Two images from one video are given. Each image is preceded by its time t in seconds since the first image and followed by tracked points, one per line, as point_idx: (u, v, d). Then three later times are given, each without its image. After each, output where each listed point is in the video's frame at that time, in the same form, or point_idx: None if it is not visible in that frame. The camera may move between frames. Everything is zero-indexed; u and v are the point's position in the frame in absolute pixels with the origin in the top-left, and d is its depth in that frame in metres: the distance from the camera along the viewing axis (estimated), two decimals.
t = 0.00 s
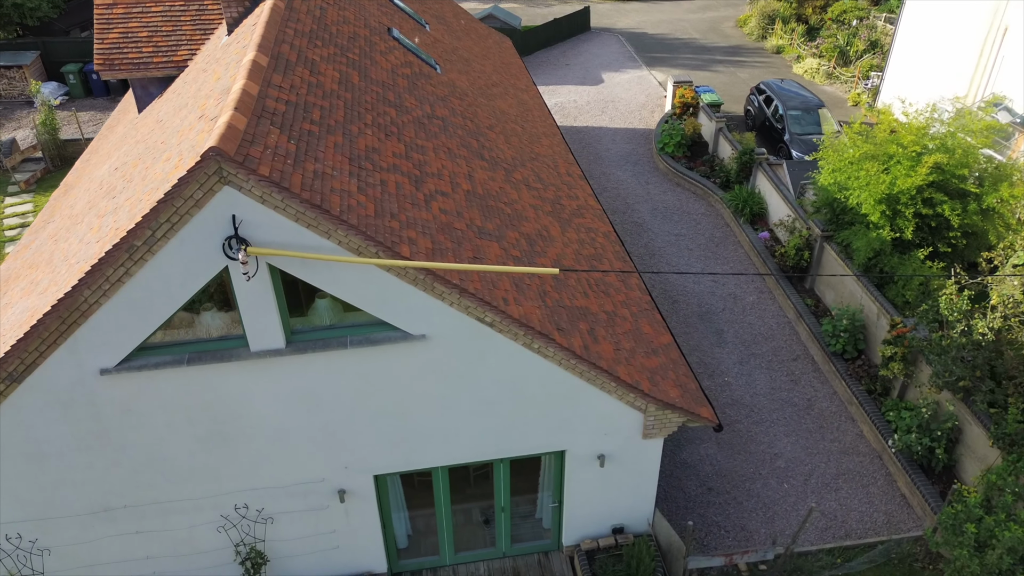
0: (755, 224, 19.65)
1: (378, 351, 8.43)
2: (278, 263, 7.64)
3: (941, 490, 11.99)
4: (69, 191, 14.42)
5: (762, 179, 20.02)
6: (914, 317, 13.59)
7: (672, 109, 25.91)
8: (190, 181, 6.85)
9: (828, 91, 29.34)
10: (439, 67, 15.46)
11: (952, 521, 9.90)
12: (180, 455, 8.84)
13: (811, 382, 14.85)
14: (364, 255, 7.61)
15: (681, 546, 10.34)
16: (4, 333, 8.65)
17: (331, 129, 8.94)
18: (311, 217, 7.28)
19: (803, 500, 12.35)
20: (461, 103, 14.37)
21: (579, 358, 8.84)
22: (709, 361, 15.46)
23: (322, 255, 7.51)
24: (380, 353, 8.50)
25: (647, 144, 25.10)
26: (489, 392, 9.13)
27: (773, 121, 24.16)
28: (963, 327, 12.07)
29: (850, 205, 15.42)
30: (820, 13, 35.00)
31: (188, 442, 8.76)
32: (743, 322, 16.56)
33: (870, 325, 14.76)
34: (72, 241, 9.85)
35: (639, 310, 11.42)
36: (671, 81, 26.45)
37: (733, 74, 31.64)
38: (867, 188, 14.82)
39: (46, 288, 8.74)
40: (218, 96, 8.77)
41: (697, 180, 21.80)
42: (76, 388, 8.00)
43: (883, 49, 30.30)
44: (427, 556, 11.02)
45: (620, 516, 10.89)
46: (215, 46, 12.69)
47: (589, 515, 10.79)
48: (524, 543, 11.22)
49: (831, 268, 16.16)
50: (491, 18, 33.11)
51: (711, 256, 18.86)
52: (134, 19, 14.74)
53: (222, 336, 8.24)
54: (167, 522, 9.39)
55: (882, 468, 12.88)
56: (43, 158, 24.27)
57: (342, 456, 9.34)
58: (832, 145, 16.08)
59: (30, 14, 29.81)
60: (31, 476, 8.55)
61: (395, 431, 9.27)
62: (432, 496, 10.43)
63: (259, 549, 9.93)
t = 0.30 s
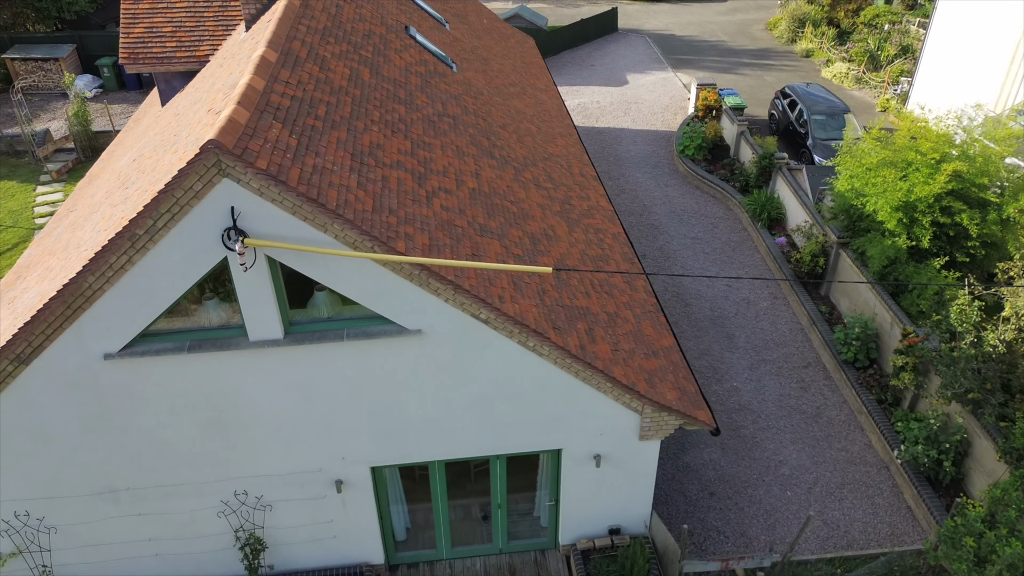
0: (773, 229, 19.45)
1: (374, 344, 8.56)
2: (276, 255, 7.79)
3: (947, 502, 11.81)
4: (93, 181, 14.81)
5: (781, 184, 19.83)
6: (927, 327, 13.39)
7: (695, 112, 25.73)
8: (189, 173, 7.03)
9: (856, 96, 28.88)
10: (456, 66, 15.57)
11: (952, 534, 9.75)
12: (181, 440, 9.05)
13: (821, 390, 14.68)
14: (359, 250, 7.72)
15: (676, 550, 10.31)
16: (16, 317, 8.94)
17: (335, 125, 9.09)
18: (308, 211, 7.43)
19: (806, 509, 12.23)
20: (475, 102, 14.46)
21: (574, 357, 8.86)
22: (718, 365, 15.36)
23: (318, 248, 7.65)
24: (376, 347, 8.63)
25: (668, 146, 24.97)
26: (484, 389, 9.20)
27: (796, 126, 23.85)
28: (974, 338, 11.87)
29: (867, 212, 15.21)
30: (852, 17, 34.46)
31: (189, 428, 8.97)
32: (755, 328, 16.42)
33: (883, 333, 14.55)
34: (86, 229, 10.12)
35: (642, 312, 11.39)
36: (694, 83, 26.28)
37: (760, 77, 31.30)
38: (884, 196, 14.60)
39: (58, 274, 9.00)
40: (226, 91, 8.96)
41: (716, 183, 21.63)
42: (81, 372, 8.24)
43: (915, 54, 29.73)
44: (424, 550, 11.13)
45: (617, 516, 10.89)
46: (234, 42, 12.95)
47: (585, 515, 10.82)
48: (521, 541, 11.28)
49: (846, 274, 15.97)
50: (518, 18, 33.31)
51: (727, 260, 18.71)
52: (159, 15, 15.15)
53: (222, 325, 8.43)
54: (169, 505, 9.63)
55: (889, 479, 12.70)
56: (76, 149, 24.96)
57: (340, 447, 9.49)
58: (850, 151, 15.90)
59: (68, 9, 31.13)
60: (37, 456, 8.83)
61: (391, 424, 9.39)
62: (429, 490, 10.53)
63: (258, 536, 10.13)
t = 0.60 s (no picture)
0: (803, 236, 19.16)
1: (383, 336, 8.72)
2: (289, 245, 8.00)
3: (965, 520, 11.53)
4: (130, 169, 15.31)
5: (814, 191, 19.52)
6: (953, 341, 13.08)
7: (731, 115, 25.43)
8: (206, 162, 7.25)
9: (899, 104, 28.21)
10: (484, 65, 15.69)
11: (963, 553, 9.50)
12: (196, 422, 9.33)
13: (842, 402, 14.43)
14: (369, 242, 7.88)
15: (680, 554, 10.28)
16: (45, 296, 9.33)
17: (354, 119, 9.29)
18: (319, 202, 7.60)
19: (818, 521, 12.06)
20: (502, 100, 14.56)
21: (580, 356, 8.88)
22: (738, 372, 15.21)
23: (329, 240, 7.83)
24: (384, 338, 8.78)
25: (702, 149, 24.74)
26: (491, 384, 9.30)
27: (834, 132, 23.41)
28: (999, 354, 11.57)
29: (898, 222, 14.87)
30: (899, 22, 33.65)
31: (203, 410, 9.24)
32: (778, 335, 16.20)
33: (909, 346, 14.24)
34: (116, 214, 10.48)
35: (656, 315, 11.34)
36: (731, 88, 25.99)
37: (801, 83, 30.79)
38: (915, 205, 14.26)
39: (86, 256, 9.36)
40: (251, 84, 9.22)
41: (748, 188, 21.37)
42: (101, 352, 8.56)
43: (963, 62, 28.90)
44: (430, 541, 11.27)
45: (623, 518, 10.89)
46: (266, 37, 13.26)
47: (591, 515, 10.84)
48: (527, 537, 11.35)
49: (875, 285, 15.68)
50: (556, 18, 33.36)
51: (754, 266, 18.48)
52: (198, 9, 15.61)
53: (238, 312, 8.68)
54: (184, 484, 9.93)
55: (907, 495, 12.44)
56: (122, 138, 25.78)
57: (349, 435, 9.68)
58: (883, 159, 15.58)
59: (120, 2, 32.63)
60: (61, 431, 9.20)
61: (399, 416, 9.56)
62: (436, 482, 10.65)
63: (268, 519, 10.38)
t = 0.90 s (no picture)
0: (841, 246, 18.78)
1: (399, 327, 8.89)
2: (310, 234, 8.22)
3: (990, 543, 11.18)
4: (174, 157, 15.85)
5: (854, 200, 19.13)
6: (990, 359, 12.71)
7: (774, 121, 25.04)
8: (231, 151, 7.50)
9: (952, 114, 27.37)
10: (520, 64, 15.78)
11: None
12: (219, 402, 9.65)
13: (871, 416, 14.12)
14: (386, 235, 8.05)
15: (690, 560, 10.21)
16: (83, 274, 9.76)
17: (381, 114, 9.49)
18: (339, 194, 7.80)
19: (837, 535, 11.84)
20: (535, 100, 14.64)
21: (593, 357, 8.90)
22: (765, 381, 15.01)
23: (348, 231, 8.02)
24: (400, 329, 8.95)
25: (743, 155, 24.41)
26: (505, 379, 9.39)
27: (880, 141, 22.85)
28: None
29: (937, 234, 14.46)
30: (957, 30, 32.61)
31: (226, 391, 9.55)
32: (809, 346, 15.92)
33: (943, 362, 13.86)
34: (154, 199, 10.88)
35: (678, 319, 11.27)
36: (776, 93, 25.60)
37: (850, 89, 30.11)
38: (955, 218, 13.85)
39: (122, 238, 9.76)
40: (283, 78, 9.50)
41: (787, 195, 21.03)
42: (131, 331, 8.91)
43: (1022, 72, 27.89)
44: (443, 532, 11.42)
45: (634, 520, 10.87)
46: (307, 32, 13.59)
47: (603, 515, 10.84)
48: (538, 534, 11.41)
49: (912, 299, 15.32)
50: (602, 19, 33.27)
51: (788, 275, 18.19)
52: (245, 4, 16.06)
53: (261, 298, 8.95)
54: (206, 463, 10.27)
55: (932, 514, 12.13)
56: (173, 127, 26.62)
57: (364, 423, 9.88)
58: (925, 169, 15.17)
59: None
60: (92, 405, 9.61)
61: (414, 407, 9.73)
62: (450, 474, 10.79)
63: (286, 501, 10.67)
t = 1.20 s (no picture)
0: (882, 257, 18.34)
1: (419, 317, 9.06)
2: (334, 223, 8.45)
3: (1018, 567, 10.82)
4: (220, 146, 16.37)
5: (898, 210, 18.67)
6: None
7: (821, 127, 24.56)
8: (261, 140, 7.76)
9: (1010, 126, 26.45)
10: (559, 63, 15.83)
11: None
12: (245, 384, 9.97)
13: (902, 432, 13.79)
14: (408, 226, 8.22)
15: (702, 565, 10.15)
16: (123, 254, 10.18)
17: (411, 109, 9.69)
18: (363, 185, 8.00)
19: (858, 550, 11.62)
20: (572, 99, 14.68)
21: (609, 356, 8.93)
22: (794, 391, 14.79)
23: (371, 221, 8.22)
24: (420, 320, 9.12)
25: (786, 161, 24.01)
26: (521, 374, 9.49)
27: (930, 151, 22.21)
28: None
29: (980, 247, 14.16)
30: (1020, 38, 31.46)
31: (252, 373, 9.86)
32: (842, 357, 15.61)
33: (980, 380, 13.46)
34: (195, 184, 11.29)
35: (702, 323, 11.19)
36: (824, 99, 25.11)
37: (904, 97, 29.32)
38: (998, 232, 13.54)
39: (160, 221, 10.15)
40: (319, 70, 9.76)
41: (829, 203, 20.62)
42: (164, 310, 9.28)
43: None
44: (459, 523, 11.58)
45: (648, 521, 10.85)
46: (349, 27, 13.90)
47: (617, 515, 10.85)
48: (553, 531, 11.48)
49: (951, 313, 14.91)
50: (650, 21, 33.06)
51: (825, 284, 17.85)
52: None
53: (287, 284, 9.23)
54: (232, 442, 10.63)
55: (960, 535, 11.80)
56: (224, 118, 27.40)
57: (384, 411, 10.10)
58: (969, 181, 14.85)
59: None
60: (126, 380, 10.03)
61: (431, 397, 9.90)
62: (466, 466, 10.93)
63: (307, 483, 10.96)
